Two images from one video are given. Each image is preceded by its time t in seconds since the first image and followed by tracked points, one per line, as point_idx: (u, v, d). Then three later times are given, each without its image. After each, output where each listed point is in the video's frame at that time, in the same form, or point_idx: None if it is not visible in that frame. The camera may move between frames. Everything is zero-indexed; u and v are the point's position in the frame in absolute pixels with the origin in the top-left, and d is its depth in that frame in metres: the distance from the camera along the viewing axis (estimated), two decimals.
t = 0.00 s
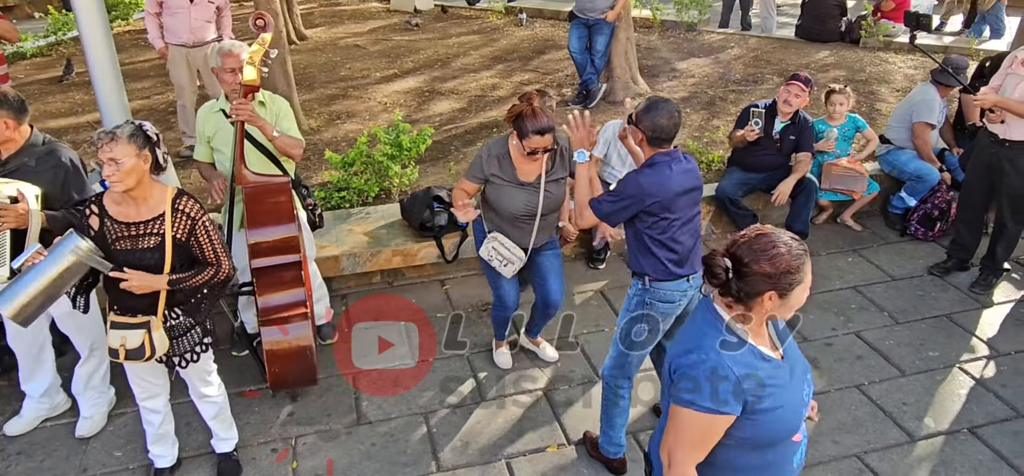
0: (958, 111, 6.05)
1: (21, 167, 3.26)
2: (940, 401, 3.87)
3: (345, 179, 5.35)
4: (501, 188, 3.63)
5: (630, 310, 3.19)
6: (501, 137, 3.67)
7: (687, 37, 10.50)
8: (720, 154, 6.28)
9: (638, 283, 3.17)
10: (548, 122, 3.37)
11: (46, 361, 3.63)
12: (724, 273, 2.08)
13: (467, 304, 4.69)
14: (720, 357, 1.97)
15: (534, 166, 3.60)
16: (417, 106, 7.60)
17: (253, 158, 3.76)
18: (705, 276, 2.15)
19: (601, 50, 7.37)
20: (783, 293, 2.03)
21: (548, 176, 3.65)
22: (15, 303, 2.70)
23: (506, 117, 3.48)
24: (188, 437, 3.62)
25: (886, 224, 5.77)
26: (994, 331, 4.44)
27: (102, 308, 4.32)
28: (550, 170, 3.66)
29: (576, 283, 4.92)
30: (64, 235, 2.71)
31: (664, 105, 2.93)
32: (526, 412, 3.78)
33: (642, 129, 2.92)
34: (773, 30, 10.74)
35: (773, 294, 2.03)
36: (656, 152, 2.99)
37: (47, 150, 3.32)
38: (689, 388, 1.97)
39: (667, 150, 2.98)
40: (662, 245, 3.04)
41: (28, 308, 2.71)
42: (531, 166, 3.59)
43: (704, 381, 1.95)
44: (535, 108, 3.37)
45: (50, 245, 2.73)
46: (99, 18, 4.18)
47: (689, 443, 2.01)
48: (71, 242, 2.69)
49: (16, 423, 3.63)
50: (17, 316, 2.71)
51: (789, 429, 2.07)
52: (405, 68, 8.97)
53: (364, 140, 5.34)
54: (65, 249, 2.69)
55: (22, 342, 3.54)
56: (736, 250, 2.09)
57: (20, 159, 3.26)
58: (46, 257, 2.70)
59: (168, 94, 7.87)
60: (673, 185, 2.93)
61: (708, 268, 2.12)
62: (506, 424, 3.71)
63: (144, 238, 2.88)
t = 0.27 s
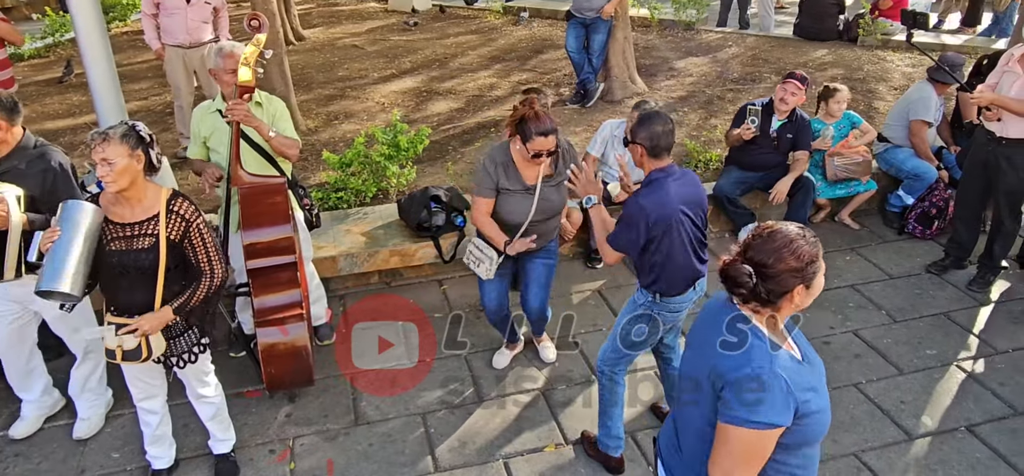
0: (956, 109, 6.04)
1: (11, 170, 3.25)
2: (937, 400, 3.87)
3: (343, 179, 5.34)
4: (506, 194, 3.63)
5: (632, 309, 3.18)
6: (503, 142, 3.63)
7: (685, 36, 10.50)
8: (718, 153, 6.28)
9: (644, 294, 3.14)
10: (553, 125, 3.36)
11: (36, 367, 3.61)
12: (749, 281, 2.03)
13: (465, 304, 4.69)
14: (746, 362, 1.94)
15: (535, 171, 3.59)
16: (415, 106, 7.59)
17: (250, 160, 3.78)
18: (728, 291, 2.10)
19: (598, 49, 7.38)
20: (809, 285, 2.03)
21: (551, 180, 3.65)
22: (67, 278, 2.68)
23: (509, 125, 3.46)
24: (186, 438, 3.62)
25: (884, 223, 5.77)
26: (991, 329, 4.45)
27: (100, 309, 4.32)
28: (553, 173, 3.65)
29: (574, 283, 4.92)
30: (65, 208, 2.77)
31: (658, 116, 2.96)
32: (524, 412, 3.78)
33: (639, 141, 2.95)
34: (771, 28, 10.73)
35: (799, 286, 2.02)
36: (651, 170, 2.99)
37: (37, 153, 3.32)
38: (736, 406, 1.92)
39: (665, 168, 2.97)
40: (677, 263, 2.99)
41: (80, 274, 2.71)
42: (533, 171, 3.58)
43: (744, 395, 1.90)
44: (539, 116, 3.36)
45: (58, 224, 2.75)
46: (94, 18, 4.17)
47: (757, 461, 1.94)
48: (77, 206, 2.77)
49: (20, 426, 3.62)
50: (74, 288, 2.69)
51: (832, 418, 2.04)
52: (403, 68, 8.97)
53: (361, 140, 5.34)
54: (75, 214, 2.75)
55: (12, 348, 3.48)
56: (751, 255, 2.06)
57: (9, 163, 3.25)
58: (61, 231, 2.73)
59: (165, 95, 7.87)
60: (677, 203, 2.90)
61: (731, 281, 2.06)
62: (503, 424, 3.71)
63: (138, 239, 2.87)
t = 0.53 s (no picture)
0: (953, 107, 6.04)
1: None
2: (935, 398, 3.88)
3: (341, 180, 5.35)
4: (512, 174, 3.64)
5: (615, 314, 3.16)
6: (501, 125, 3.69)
7: (683, 35, 10.50)
8: (716, 152, 6.29)
9: (627, 292, 3.14)
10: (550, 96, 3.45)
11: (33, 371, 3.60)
12: (789, 289, 1.94)
13: (463, 304, 4.70)
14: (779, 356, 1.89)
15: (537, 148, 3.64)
16: (413, 106, 7.59)
17: (246, 159, 3.76)
18: (764, 301, 1.99)
19: (596, 48, 7.40)
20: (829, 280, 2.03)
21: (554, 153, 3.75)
22: (34, 297, 2.61)
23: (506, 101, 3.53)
24: (184, 439, 3.62)
25: (882, 221, 5.78)
26: (988, 327, 4.46)
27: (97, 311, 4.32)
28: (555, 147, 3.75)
29: (572, 282, 4.92)
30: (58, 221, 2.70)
31: (644, 112, 2.99)
32: (522, 412, 3.79)
33: (630, 136, 2.95)
34: (770, 27, 10.74)
35: (825, 281, 1.99)
36: (645, 165, 2.97)
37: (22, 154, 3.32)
38: (793, 403, 1.85)
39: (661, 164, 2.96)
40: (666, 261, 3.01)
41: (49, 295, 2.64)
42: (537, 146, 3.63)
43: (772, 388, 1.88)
44: (536, 86, 3.46)
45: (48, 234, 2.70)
46: (91, 17, 4.17)
47: (828, 461, 1.87)
48: (68, 222, 2.68)
49: (19, 432, 3.59)
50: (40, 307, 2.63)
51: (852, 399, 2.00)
52: (401, 68, 8.97)
53: (359, 141, 5.34)
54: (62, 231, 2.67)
55: (9, 349, 3.48)
56: (776, 260, 1.98)
57: None
58: (47, 244, 2.66)
59: (164, 97, 7.87)
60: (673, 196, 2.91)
61: (771, 292, 1.96)
62: (502, 423, 3.71)
63: (137, 239, 2.88)
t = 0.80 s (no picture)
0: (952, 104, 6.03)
1: None
2: (935, 397, 3.87)
3: (339, 180, 5.34)
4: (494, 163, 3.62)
5: (603, 320, 3.12)
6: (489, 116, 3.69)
7: (682, 34, 10.49)
8: (716, 151, 6.28)
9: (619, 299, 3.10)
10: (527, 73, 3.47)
11: (29, 371, 3.58)
12: (796, 295, 1.94)
13: (462, 304, 4.69)
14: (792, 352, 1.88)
15: (523, 132, 3.61)
16: (412, 106, 7.58)
17: (244, 160, 3.76)
18: (767, 305, 1.97)
19: (595, 47, 7.38)
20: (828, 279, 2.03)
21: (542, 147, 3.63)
22: (16, 304, 2.60)
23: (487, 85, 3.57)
24: (183, 440, 3.62)
25: (881, 220, 5.77)
26: (987, 325, 4.45)
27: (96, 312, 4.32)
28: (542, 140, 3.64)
29: (572, 282, 4.92)
30: (58, 232, 2.70)
31: (631, 122, 2.96)
32: (521, 412, 3.78)
33: (616, 147, 2.92)
34: (769, 26, 10.73)
35: (825, 283, 2.01)
36: (633, 174, 2.95)
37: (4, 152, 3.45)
38: (813, 398, 1.84)
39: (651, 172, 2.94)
40: (655, 270, 2.97)
41: (32, 303, 2.61)
42: (521, 132, 3.61)
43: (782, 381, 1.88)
44: (514, 67, 3.49)
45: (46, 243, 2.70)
46: (89, 17, 4.16)
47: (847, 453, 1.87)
48: (68, 235, 2.68)
49: (18, 434, 3.59)
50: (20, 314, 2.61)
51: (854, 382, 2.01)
52: (400, 68, 8.96)
53: (357, 141, 5.34)
54: (60, 244, 2.67)
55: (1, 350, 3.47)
56: (784, 266, 1.97)
57: None
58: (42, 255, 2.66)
59: (162, 97, 7.87)
60: (656, 206, 2.90)
61: (777, 297, 1.94)
62: (501, 423, 3.71)
63: (134, 240, 2.88)
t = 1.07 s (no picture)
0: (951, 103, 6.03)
1: None
2: (935, 396, 3.87)
3: (338, 180, 5.33)
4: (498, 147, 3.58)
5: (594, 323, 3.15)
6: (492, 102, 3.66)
7: (681, 34, 10.49)
8: (715, 151, 6.28)
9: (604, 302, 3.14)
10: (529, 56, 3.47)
11: (28, 370, 3.57)
12: (823, 280, 1.98)
13: (462, 304, 4.69)
14: (824, 331, 1.91)
15: (527, 116, 3.57)
16: (411, 106, 7.58)
17: (243, 160, 3.76)
18: (800, 295, 2.01)
19: (594, 47, 7.38)
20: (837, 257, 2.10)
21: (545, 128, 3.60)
22: (59, 281, 2.65)
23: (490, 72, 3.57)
24: (182, 441, 3.61)
25: (880, 219, 5.77)
26: (987, 324, 4.45)
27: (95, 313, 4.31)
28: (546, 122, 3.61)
29: (571, 281, 4.91)
30: (54, 212, 2.76)
31: (622, 131, 2.96)
32: (521, 412, 3.78)
33: (609, 156, 2.92)
34: (768, 25, 10.73)
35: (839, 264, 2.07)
36: (624, 184, 2.95)
37: None
38: (861, 372, 1.88)
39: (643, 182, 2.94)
40: (648, 283, 3.00)
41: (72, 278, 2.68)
42: (523, 116, 3.56)
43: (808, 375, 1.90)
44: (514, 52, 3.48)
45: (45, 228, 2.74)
46: (86, 15, 4.15)
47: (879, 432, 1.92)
48: (65, 206, 2.76)
49: (17, 435, 3.59)
50: (66, 290, 2.67)
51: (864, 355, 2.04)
52: (399, 68, 8.96)
53: (356, 141, 5.33)
54: (64, 217, 2.72)
55: None
56: (805, 252, 1.99)
57: None
58: (52, 236, 2.71)
59: (161, 98, 7.86)
60: (648, 219, 2.88)
61: (810, 286, 1.98)
62: (501, 423, 3.71)
63: (132, 241, 2.88)
